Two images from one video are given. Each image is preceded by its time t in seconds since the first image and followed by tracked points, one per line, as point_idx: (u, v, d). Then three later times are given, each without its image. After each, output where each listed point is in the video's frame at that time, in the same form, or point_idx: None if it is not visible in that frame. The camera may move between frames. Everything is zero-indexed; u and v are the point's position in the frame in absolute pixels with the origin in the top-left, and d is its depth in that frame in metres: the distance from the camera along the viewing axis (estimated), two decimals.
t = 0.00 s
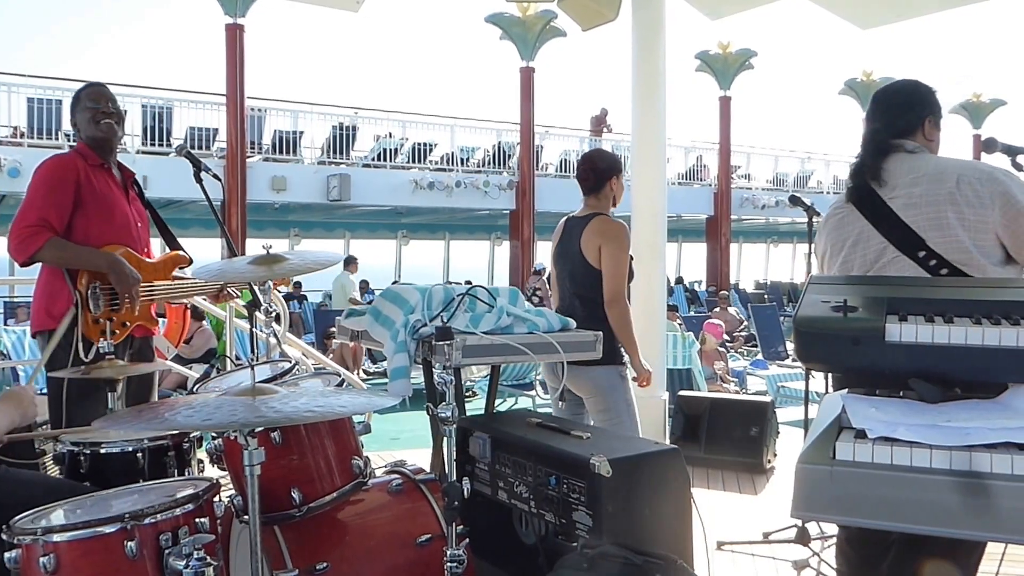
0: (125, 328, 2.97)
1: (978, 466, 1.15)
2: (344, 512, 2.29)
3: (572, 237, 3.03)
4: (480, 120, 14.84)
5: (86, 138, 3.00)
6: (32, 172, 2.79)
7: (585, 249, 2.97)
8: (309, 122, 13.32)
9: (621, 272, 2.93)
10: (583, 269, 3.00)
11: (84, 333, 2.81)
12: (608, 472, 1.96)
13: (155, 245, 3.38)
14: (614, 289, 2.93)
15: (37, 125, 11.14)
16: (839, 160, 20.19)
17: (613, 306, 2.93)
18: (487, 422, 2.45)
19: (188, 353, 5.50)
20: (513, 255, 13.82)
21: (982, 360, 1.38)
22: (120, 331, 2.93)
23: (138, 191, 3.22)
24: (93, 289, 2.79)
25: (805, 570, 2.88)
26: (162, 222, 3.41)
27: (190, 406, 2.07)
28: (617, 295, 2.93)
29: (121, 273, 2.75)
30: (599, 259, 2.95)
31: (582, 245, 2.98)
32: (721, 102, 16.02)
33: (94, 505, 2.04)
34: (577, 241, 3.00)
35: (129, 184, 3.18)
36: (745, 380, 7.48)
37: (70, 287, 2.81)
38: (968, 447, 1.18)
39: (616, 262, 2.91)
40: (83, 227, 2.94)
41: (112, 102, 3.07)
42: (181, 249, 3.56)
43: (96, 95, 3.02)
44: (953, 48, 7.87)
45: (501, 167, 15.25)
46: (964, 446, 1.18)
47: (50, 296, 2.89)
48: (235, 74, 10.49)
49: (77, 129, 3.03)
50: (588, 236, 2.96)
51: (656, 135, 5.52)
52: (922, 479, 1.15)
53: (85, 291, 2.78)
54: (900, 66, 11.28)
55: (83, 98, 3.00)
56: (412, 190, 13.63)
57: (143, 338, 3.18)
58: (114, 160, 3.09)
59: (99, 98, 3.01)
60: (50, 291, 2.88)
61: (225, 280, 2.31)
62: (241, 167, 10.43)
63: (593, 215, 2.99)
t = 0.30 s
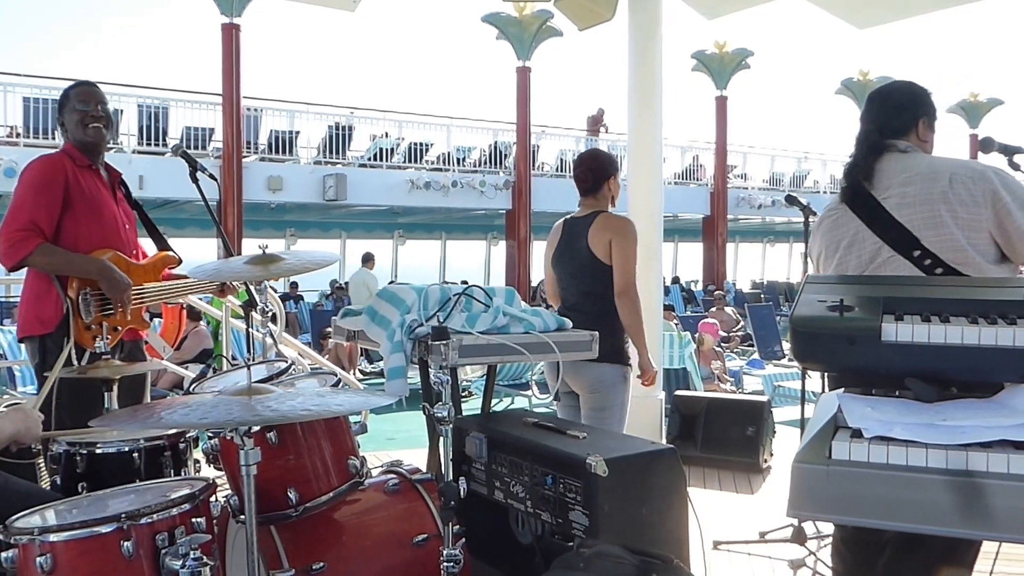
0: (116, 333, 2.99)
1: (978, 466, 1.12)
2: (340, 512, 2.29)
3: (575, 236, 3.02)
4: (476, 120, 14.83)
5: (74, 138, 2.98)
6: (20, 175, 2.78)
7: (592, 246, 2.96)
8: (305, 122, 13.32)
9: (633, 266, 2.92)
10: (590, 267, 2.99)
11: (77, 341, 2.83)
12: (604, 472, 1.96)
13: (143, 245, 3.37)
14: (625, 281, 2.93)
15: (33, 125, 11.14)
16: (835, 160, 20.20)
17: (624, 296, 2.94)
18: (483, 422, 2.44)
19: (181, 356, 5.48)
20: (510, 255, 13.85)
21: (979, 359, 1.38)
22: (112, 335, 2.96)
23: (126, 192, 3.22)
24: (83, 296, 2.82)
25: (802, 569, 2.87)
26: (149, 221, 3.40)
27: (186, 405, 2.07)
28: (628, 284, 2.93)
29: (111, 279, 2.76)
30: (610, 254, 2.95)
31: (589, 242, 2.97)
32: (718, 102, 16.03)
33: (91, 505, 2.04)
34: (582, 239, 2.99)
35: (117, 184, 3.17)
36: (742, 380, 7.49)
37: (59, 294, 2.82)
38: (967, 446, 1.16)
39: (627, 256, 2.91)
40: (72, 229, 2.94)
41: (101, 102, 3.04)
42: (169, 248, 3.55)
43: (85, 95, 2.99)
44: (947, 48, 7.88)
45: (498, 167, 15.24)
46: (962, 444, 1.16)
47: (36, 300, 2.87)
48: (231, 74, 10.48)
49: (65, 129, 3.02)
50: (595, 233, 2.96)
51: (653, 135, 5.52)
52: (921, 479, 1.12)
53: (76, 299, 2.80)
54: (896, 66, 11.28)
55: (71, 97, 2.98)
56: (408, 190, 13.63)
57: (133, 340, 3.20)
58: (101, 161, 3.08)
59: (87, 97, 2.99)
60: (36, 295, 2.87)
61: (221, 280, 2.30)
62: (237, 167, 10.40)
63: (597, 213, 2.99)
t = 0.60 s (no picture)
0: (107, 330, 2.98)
1: (976, 464, 1.12)
2: (337, 512, 2.28)
3: (571, 235, 3.01)
4: (472, 119, 14.81)
5: (61, 133, 2.98)
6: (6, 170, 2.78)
7: (590, 246, 2.95)
8: (301, 122, 13.29)
9: (631, 263, 2.92)
10: (587, 266, 2.97)
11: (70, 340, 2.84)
12: (601, 471, 1.96)
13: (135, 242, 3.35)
14: (627, 282, 2.93)
15: (28, 125, 11.12)
16: (832, 159, 20.19)
17: (627, 297, 2.95)
18: (480, 421, 2.44)
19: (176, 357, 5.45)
20: (506, 255, 13.88)
21: (974, 358, 1.38)
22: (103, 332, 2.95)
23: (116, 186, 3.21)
24: (75, 292, 2.82)
25: (798, 568, 2.88)
26: (141, 217, 3.38)
27: (182, 405, 2.06)
28: (630, 285, 2.93)
29: (100, 276, 2.76)
30: (607, 254, 2.94)
31: (586, 242, 2.96)
32: (715, 100, 16.00)
33: (87, 505, 2.04)
34: (578, 238, 2.98)
35: (107, 178, 3.17)
36: (738, 379, 7.49)
37: (51, 292, 2.84)
38: (965, 445, 1.15)
39: (625, 253, 2.91)
40: (60, 224, 2.94)
41: (84, 94, 3.03)
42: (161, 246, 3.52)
43: (66, 88, 2.98)
44: (942, 46, 7.90)
45: (494, 166, 15.23)
46: (960, 443, 1.16)
47: (27, 296, 2.87)
48: (226, 73, 10.48)
49: (51, 123, 3.01)
50: (592, 232, 2.94)
51: (649, 134, 5.51)
52: (918, 477, 1.12)
53: (67, 295, 2.82)
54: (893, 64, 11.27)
55: (57, 90, 2.97)
56: (404, 189, 13.63)
57: (121, 336, 3.16)
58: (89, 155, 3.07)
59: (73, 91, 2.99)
60: (27, 291, 2.87)
61: (216, 279, 2.29)
62: (233, 167, 10.38)
63: (593, 212, 2.97)
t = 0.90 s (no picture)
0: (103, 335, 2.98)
1: (979, 464, 1.11)
2: (334, 512, 2.28)
3: (560, 235, 3.02)
4: (469, 117, 14.79)
5: (54, 138, 2.97)
6: None
7: (572, 248, 2.96)
8: (296, 121, 13.26)
9: (608, 270, 2.91)
10: (567, 267, 3.00)
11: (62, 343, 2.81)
12: (598, 470, 1.96)
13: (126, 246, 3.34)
14: (601, 290, 2.92)
15: (23, 125, 11.09)
16: (829, 156, 20.19)
17: (599, 303, 2.92)
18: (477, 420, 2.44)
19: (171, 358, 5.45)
20: (502, 254, 13.87)
21: (972, 356, 1.38)
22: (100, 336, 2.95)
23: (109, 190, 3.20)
24: (67, 297, 2.81)
25: (797, 566, 2.88)
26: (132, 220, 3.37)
27: (178, 406, 2.06)
28: (603, 292, 2.91)
29: (94, 281, 2.75)
30: (587, 257, 2.94)
31: (570, 243, 2.97)
32: (711, 98, 16.00)
33: (84, 506, 2.04)
34: (565, 239, 2.99)
35: (100, 182, 3.16)
36: (736, 377, 7.49)
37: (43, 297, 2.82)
38: (964, 442, 1.15)
39: (603, 259, 2.90)
40: (53, 230, 2.93)
41: (82, 98, 3.02)
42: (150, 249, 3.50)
43: (66, 92, 2.97)
44: (938, 44, 7.91)
45: (491, 165, 15.21)
46: (958, 440, 1.15)
47: (21, 302, 2.88)
48: (222, 71, 10.47)
49: (45, 127, 3.00)
50: (576, 235, 2.95)
51: (645, 133, 5.51)
52: (917, 476, 1.11)
53: (60, 300, 2.81)
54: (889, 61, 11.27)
55: (52, 95, 2.96)
56: (400, 188, 13.60)
57: (117, 341, 3.16)
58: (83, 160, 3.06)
59: (68, 95, 2.98)
60: (21, 297, 2.88)
61: (212, 279, 2.29)
62: (228, 167, 10.37)
63: (583, 212, 2.97)
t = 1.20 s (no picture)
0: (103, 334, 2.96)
1: (977, 460, 1.11)
2: (331, 512, 2.27)
3: (564, 232, 3.00)
4: (465, 115, 14.76)
5: (53, 139, 2.94)
6: None
7: (579, 244, 2.94)
8: (291, 119, 13.22)
9: (619, 266, 2.91)
10: (576, 263, 2.96)
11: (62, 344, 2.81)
12: (596, 468, 1.96)
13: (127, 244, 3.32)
14: (610, 281, 2.91)
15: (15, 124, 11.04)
16: (826, 154, 20.20)
17: (608, 294, 2.92)
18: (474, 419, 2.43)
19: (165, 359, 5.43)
20: (500, 252, 13.85)
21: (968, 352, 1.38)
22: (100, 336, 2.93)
23: (110, 190, 3.17)
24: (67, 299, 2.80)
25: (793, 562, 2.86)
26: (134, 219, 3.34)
27: (175, 407, 2.05)
28: (613, 282, 2.91)
29: (95, 281, 2.74)
30: (595, 251, 2.92)
31: (577, 239, 2.94)
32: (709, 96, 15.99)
33: (80, 507, 2.02)
34: (571, 235, 2.97)
35: (101, 183, 3.13)
36: (733, 374, 7.49)
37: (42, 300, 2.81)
38: (960, 440, 1.14)
39: (614, 256, 2.89)
40: (53, 233, 2.91)
41: (78, 99, 3.00)
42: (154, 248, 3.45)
43: (63, 93, 2.94)
44: (937, 42, 7.89)
45: (488, 163, 15.18)
46: (954, 437, 1.15)
47: (23, 305, 2.87)
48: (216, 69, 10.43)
49: (43, 129, 2.98)
50: (583, 230, 2.93)
51: (642, 130, 5.51)
52: (915, 472, 1.11)
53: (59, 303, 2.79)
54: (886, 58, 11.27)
55: (49, 97, 2.93)
56: (397, 187, 13.55)
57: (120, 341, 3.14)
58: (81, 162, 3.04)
59: (65, 97, 2.94)
60: (23, 299, 2.87)
61: (208, 278, 2.27)
62: (223, 165, 10.33)
63: (585, 209, 2.95)
